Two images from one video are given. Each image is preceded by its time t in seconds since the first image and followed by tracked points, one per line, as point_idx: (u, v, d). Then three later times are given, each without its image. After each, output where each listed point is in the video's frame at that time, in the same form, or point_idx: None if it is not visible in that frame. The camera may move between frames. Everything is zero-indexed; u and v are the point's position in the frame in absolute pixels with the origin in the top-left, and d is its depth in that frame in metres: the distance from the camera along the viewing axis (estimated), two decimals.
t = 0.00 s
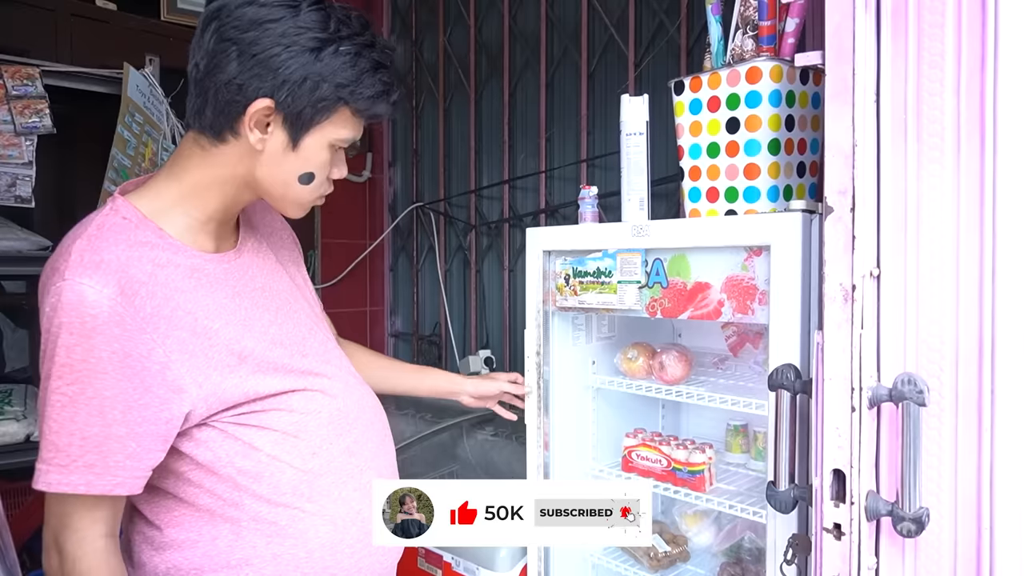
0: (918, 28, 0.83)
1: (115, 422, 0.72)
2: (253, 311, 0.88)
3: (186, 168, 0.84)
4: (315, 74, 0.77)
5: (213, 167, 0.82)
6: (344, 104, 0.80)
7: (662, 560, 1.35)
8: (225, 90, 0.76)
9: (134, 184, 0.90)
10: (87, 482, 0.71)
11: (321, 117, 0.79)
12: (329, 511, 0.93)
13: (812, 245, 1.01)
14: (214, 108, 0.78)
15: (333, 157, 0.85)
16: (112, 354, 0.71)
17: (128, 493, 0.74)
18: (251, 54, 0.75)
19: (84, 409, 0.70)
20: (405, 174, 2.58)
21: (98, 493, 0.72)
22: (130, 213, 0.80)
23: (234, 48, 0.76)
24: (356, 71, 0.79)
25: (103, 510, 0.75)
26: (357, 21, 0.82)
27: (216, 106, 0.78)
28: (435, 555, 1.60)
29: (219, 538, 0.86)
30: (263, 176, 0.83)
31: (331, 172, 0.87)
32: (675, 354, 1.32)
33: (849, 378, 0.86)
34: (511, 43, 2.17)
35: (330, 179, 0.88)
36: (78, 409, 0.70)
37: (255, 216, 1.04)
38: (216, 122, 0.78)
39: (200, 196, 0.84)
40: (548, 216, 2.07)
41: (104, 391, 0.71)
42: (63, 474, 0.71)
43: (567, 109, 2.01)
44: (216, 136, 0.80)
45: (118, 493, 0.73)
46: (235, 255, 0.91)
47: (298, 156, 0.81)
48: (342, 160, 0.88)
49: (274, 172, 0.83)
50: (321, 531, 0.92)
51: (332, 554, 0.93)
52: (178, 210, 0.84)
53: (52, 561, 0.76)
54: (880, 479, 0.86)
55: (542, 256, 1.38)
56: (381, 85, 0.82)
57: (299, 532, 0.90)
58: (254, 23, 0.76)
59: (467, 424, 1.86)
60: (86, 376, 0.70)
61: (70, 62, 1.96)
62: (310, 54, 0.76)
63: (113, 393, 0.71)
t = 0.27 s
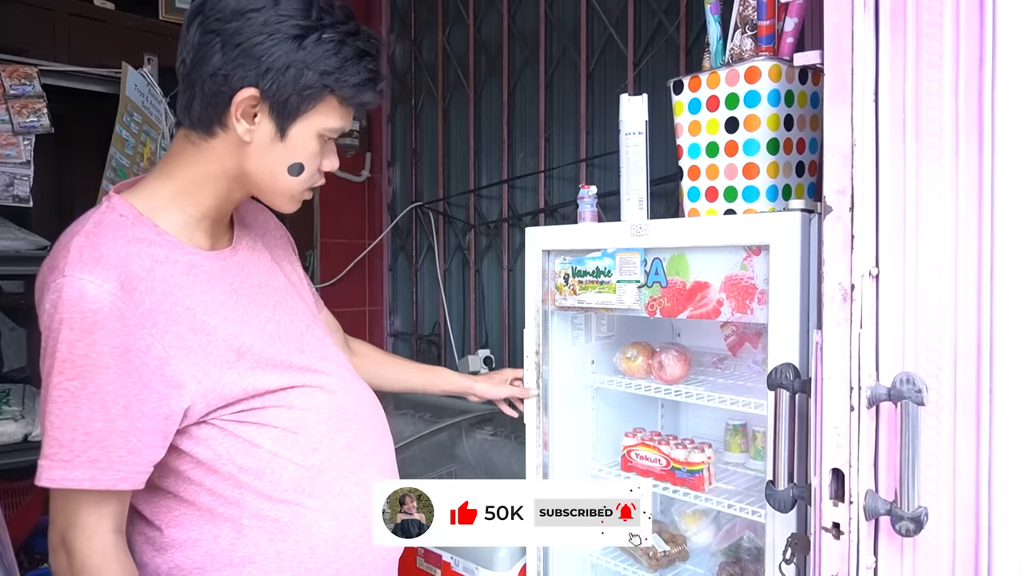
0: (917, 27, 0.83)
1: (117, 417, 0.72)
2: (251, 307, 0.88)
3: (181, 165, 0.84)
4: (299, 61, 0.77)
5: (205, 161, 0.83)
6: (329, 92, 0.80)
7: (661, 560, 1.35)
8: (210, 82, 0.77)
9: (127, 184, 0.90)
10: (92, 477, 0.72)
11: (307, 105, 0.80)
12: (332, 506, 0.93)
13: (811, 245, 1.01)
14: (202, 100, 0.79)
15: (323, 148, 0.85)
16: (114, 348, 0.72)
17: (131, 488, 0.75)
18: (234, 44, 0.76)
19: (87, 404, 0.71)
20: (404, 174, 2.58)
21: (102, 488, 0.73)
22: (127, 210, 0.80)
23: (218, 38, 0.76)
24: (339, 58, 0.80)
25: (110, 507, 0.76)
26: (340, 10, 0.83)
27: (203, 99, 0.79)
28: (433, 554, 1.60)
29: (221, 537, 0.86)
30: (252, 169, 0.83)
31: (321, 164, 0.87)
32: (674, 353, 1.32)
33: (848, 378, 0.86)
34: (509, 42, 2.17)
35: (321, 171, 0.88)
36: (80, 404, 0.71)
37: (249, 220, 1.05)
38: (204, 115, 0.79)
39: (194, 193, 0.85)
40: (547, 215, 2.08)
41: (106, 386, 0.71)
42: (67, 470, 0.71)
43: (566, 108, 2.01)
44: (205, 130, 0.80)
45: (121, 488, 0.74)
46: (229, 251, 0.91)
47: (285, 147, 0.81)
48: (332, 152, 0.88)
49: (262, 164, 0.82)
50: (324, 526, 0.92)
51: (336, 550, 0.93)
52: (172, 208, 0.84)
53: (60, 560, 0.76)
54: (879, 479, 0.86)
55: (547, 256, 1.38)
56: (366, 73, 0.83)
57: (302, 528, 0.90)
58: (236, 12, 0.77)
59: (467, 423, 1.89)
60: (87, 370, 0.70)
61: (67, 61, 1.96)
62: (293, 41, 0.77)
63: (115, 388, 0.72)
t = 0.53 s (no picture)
0: (921, 26, 0.83)
1: (128, 417, 0.72)
2: (253, 306, 0.88)
3: (184, 164, 0.84)
4: (294, 56, 0.78)
5: (209, 159, 0.83)
6: (326, 86, 0.81)
7: (664, 560, 1.35)
8: (208, 78, 0.77)
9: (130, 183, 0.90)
10: (103, 478, 0.72)
11: (304, 99, 0.80)
12: (339, 502, 0.93)
13: (815, 246, 1.00)
14: (200, 96, 0.79)
15: (321, 144, 0.85)
16: (124, 348, 0.72)
17: (139, 488, 0.75)
18: (230, 39, 0.76)
19: (99, 404, 0.71)
20: (406, 174, 2.58)
21: (112, 488, 0.73)
22: (133, 210, 0.80)
23: (214, 34, 0.77)
24: (335, 52, 0.80)
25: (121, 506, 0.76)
26: (336, 5, 0.83)
27: (201, 95, 0.79)
28: (436, 554, 1.60)
29: (229, 535, 0.86)
30: (252, 165, 0.83)
31: (320, 159, 0.87)
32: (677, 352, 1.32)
33: (853, 377, 0.86)
34: (511, 42, 2.17)
35: (320, 166, 0.88)
36: (92, 404, 0.71)
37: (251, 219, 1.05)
38: (202, 112, 0.79)
39: (196, 192, 0.85)
40: (550, 215, 2.07)
41: (117, 385, 0.71)
42: (78, 469, 0.71)
43: (569, 107, 2.01)
44: (204, 127, 0.80)
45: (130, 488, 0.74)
46: (232, 250, 0.90)
47: (284, 142, 0.82)
48: (331, 148, 0.88)
49: (263, 160, 0.82)
50: (331, 522, 0.92)
51: (345, 543, 0.94)
52: (175, 208, 0.84)
53: (70, 561, 0.76)
54: (884, 478, 0.85)
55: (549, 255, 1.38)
56: (362, 66, 0.83)
57: (309, 524, 0.90)
58: (232, 8, 0.77)
59: (469, 423, 1.89)
60: (98, 371, 0.71)
61: (70, 61, 1.98)
62: (288, 36, 0.77)
63: (125, 388, 0.72)
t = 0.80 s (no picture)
0: (926, 28, 0.83)
1: (149, 416, 0.73)
2: (268, 308, 0.88)
3: (205, 165, 0.85)
4: (313, 56, 0.78)
5: (228, 160, 0.83)
6: (343, 87, 0.81)
7: (668, 562, 1.33)
8: (227, 78, 0.77)
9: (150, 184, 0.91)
10: (123, 476, 0.72)
11: (322, 100, 0.80)
12: (353, 502, 0.94)
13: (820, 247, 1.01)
14: (219, 97, 0.79)
15: (337, 144, 0.85)
16: (144, 348, 0.72)
17: (159, 487, 0.74)
18: (251, 39, 0.76)
19: (120, 402, 0.71)
20: (409, 176, 2.58)
21: (132, 486, 0.72)
22: (155, 212, 0.81)
23: (234, 34, 0.77)
24: (353, 54, 0.80)
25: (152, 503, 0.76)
26: (354, 8, 0.83)
27: (220, 96, 0.79)
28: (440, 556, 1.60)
29: (244, 534, 0.86)
30: (269, 165, 0.84)
31: (336, 161, 0.87)
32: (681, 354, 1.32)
33: (858, 380, 0.84)
34: (514, 44, 2.17)
35: (336, 168, 0.88)
36: (114, 403, 0.71)
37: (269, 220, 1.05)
38: (221, 112, 0.79)
39: (215, 193, 0.85)
40: (552, 217, 2.08)
41: (138, 384, 0.72)
42: (99, 466, 0.71)
43: (571, 109, 2.01)
44: (223, 127, 0.81)
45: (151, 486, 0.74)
46: (249, 251, 0.91)
47: (301, 142, 0.82)
48: (347, 151, 0.88)
49: (281, 161, 0.83)
50: (345, 522, 0.93)
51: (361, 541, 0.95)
52: (195, 208, 0.85)
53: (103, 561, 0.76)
54: (890, 482, 0.86)
55: (544, 257, 1.38)
56: (379, 68, 0.83)
57: (324, 524, 0.91)
58: (252, 9, 0.77)
59: (472, 426, 1.87)
60: (119, 369, 0.71)
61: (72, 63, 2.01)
62: (308, 37, 0.77)
63: (145, 387, 0.72)
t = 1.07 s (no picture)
0: (930, 31, 0.83)
1: (180, 421, 0.75)
2: (273, 312, 0.89)
3: (209, 167, 0.85)
4: (326, 66, 0.79)
5: (233, 163, 0.84)
6: (353, 98, 0.82)
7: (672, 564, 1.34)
8: (239, 80, 0.78)
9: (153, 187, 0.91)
10: (161, 481, 0.74)
11: (332, 109, 0.81)
12: (366, 500, 0.96)
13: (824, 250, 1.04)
14: (229, 98, 0.80)
15: (341, 154, 0.86)
16: (173, 355, 0.74)
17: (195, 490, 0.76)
18: (266, 45, 0.78)
19: (151, 409, 0.73)
20: (411, 177, 2.58)
21: (168, 491, 0.74)
22: (169, 217, 0.82)
23: (249, 39, 0.78)
24: (365, 65, 0.81)
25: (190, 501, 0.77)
26: (369, 22, 0.85)
27: (230, 97, 0.80)
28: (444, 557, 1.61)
29: (259, 536, 0.90)
30: (273, 170, 0.84)
31: (339, 171, 0.87)
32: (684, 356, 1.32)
33: (862, 383, 0.85)
34: (516, 45, 2.17)
35: (339, 178, 0.88)
36: (146, 410, 0.73)
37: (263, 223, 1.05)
38: (229, 114, 0.80)
39: (218, 194, 0.86)
40: (555, 219, 2.08)
41: (167, 389, 0.74)
42: (134, 473, 0.73)
43: (574, 110, 2.01)
44: (230, 129, 0.81)
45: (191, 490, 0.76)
46: (251, 255, 0.91)
47: (307, 149, 0.82)
48: (350, 160, 0.88)
49: (285, 167, 0.83)
50: (360, 519, 0.95)
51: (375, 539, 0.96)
52: (201, 211, 0.85)
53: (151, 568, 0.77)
54: (893, 484, 0.85)
55: (505, 260, 1.29)
56: (389, 82, 0.84)
57: (339, 521, 0.93)
58: (269, 15, 0.78)
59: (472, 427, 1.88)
60: (150, 377, 0.73)
61: (77, 64, 2.02)
62: (322, 46, 0.79)
63: (176, 393, 0.74)
